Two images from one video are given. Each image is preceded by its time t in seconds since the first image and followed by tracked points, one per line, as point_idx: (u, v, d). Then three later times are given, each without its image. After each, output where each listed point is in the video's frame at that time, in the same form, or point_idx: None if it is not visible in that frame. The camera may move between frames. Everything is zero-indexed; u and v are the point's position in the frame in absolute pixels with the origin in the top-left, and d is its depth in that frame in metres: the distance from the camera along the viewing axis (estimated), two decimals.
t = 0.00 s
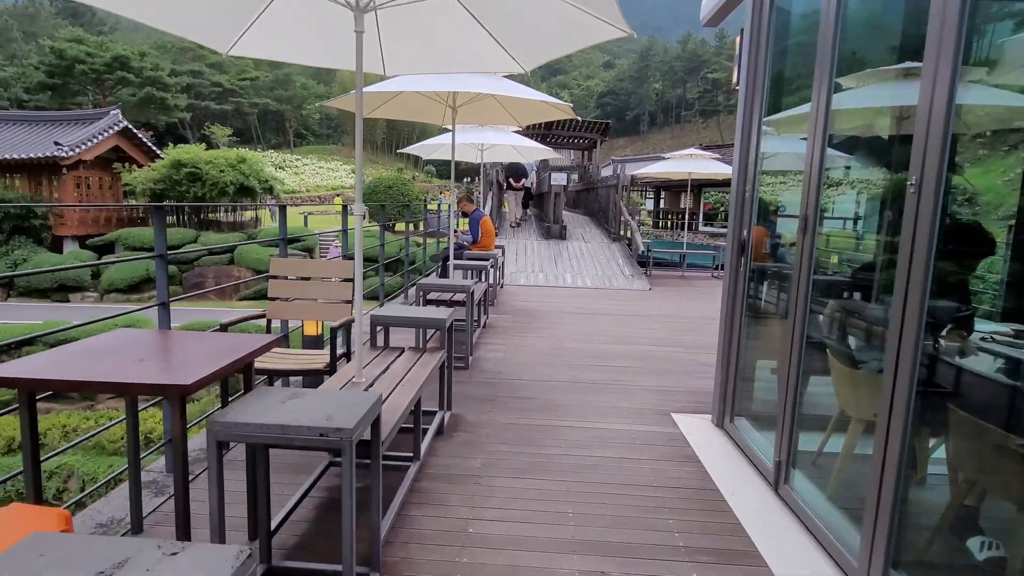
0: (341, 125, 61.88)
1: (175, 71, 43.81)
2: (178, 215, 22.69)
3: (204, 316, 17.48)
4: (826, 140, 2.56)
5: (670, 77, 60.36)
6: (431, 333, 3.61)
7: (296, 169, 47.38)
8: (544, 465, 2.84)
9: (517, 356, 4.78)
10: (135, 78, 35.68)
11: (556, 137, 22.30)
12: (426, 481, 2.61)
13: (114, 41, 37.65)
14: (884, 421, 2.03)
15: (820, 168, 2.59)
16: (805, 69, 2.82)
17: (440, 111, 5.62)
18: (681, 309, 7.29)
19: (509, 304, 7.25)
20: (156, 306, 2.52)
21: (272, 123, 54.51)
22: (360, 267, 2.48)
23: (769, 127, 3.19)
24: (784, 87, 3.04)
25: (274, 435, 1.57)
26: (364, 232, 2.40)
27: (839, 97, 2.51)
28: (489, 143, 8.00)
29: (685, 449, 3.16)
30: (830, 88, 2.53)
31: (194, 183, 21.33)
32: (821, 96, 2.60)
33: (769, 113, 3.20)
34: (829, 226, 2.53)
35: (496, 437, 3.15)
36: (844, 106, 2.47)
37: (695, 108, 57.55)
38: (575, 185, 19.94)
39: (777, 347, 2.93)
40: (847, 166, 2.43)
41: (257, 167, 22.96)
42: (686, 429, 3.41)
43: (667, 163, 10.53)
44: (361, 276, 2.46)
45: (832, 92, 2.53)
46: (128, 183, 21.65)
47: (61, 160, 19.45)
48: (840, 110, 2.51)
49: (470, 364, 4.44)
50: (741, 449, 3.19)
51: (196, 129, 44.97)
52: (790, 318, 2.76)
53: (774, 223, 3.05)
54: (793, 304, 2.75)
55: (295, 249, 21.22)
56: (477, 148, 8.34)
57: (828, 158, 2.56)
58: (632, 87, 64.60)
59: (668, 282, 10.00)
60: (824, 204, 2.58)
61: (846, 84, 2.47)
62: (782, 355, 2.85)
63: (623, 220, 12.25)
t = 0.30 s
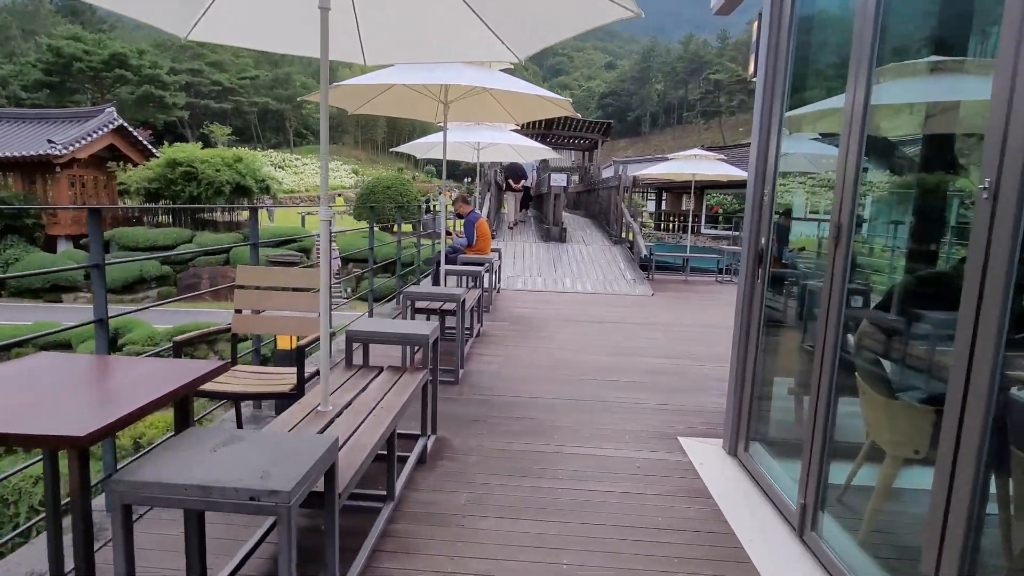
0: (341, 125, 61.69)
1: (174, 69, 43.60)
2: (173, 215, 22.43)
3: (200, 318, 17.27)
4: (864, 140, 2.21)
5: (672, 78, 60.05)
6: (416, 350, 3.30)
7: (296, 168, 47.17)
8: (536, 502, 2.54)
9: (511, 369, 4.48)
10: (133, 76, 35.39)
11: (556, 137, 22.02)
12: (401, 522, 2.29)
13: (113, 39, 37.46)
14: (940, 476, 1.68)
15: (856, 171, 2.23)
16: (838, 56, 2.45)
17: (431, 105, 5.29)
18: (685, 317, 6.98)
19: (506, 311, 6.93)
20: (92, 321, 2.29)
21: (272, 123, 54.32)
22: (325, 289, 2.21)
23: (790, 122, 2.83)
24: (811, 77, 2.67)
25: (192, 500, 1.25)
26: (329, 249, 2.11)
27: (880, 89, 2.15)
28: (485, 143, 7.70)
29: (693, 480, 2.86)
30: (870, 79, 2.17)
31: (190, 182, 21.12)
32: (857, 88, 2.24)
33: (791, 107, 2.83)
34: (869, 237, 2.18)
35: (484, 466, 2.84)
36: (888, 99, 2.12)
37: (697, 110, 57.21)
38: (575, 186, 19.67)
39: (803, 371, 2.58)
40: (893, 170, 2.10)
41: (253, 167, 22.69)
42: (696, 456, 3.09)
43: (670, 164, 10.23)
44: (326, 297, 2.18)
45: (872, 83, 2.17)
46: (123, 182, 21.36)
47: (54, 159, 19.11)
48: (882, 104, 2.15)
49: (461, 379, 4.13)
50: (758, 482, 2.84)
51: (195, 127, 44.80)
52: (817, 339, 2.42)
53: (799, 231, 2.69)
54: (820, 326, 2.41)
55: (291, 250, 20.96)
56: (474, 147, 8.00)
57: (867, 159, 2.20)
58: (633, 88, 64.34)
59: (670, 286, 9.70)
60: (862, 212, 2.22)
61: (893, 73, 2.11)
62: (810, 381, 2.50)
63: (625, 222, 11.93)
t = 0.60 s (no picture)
0: (341, 124, 61.55)
1: (173, 68, 43.43)
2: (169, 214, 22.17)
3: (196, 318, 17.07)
4: (909, 135, 1.84)
5: (673, 78, 59.80)
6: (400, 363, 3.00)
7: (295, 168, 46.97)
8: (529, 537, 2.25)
9: (507, 379, 4.18)
10: (131, 74, 35.16)
11: (557, 136, 21.77)
12: (375, 565, 2.01)
13: (111, 37, 37.30)
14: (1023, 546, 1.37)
15: (899, 171, 1.87)
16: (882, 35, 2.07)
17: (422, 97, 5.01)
18: (689, 321, 6.70)
19: (503, 315, 6.64)
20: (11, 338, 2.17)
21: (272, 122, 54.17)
22: (286, 297, 1.90)
23: (819, 113, 2.47)
24: (845, 62, 2.31)
25: None
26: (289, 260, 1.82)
27: (929, 76, 1.81)
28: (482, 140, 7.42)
29: (705, 510, 2.57)
30: (916, 65, 1.82)
31: (185, 181, 20.87)
32: (901, 76, 1.88)
33: (817, 96, 2.49)
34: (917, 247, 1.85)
35: (473, 493, 2.55)
36: (944, 88, 1.77)
37: (698, 110, 56.96)
38: (576, 185, 19.40)
39: (834, 392, 2.24)
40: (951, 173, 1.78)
41: (250, 165, 22.43)
42: (708, 482, 2.79)
43: (673, 162, 9.95)
44: (285, 306, 1.88)
45: (918, 70, 1.82)
46: (117, 181, 21.07)
47: (48, 157, 18.86)
48: (931, 95, 1.80)
49: (452, 391, 3.84)
50: (778, 514, 2.53)
51: (194, 126, 44.65)
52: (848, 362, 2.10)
53: (819, 236, 2.39)
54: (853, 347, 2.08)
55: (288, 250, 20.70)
56: (471, 144, 7.70)
57: (911, 158, 1.85)
58: (635, 88, 64.14)
59: (673, 288, 9.43)
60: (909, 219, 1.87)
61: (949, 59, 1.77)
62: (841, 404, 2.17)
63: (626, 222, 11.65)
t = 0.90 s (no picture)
0: (342, 125, 61.43)
1: (171, 67, 43.23)
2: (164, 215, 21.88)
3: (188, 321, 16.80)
4: (982, 133, 1.46)
5: (673, 79, 59.61)
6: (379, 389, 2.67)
7: (294, 168, 46.85)
8: None
9: (499, 398, 3.87)
10: (128, 73, 34.89)
11: (557, 136, 21.53)
12: None
13: (108, 36, 37.09)
14: None
15: (970, 177, 1.48)
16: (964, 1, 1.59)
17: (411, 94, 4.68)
18: (693, 330, 6.39)
19: (499, 323, 6.33)
20: None
21: (272, 122, 54.07)
22: (224, 324, 1.57)
23: (860, 107, 2.08)
24: (902, 50, 1.90)
25: None
26: (225, 275, 1.49)
27: (1007, 65, 1.42)
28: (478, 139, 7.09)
29: (720, 559, 2.25)
30: (992, 52, 1.44)
31: (180, 181, 20.57)
32: (971, 64, 1.50)
33: (853, 88, 2.12)
34: (995, 269, 1.45)
35: (457, 541, 2.23)
36: None
37: (699, 111, 56.81)
38: (575, 187, 19.15)
39: (867, 419, 1.95)
40: None
41: (246, 165, 22.14)
42: (723, 524, 2.47)
43: (677, 164, 9.64)
44: (224, 332, 1.56)
45: (996, 56, 1.43)
46: (111, 181, 20.76)
47: (39, 156, 18.57)
48: (1008, 85, 1.42)
49: (440, 413, 3.53)
50: (804, 565, 2.21)
51: (192, 126, 44.50)
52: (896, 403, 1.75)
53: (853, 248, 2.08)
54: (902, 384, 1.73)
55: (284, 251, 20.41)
56: (466, 144, 7.38)
57: (985, 159, 1.47)
58: (636, 89, 63.99)
59: (676, 294, 9.12)
60: (980, 233, 1.49)
61: None
62: (879, 438, 1.87)
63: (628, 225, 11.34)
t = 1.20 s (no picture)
0: (341, 125, 61.22)
1: (169, 66, 42.99)
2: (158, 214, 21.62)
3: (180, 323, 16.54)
4: None
5: (674, 81, 59.41)
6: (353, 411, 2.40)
7: (293, 168, 46.67)
8: None
9: (491, 414, 3.60)
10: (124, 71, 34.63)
11: (557, 137, 21.28)
12: None
13: (106, 34, 36.84)
14: None
15: None
16: (968, 4, 1.59)
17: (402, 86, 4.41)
18: (695, 338, 6.12)
19: (494, 330, 6.05)
20: None
21: (271, 122, 53.88)
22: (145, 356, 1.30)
23: (899, 99, 1.81)
24: (937, 40, 1.70)
25: None
26: (141, 293, 1.22)
27: None
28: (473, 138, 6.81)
29: None
30: None
31: (174, 180, 20.26)
32: None
33: (893, 78, 1.83)
34: None
35: None
36: None
37: (700, 113, 56.59)
38: (575, 188, 18.91)
39: (895, 443, 1.79)
40: None
41: (242, 165, 21.87)
42: (738, 564, 2.20)
43: (679, 166, 9.37)
44: (145, 367, 1.29)
45: None
46: (105, 180, 20.49)
47: (31, 154, 18.33)
48: None
49: (427, 432, 3.26)
50: None
51: (190, 125, 44.29)
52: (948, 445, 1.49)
53: (892, 259, 1.82)
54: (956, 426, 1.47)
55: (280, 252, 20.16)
56: (462, 142, 7.09)
57: None
58: (636, 91, 63.83)
59: (678, 299, 8.86)
60: None
61: None
62: (924, 478, 1.63)
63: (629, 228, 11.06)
